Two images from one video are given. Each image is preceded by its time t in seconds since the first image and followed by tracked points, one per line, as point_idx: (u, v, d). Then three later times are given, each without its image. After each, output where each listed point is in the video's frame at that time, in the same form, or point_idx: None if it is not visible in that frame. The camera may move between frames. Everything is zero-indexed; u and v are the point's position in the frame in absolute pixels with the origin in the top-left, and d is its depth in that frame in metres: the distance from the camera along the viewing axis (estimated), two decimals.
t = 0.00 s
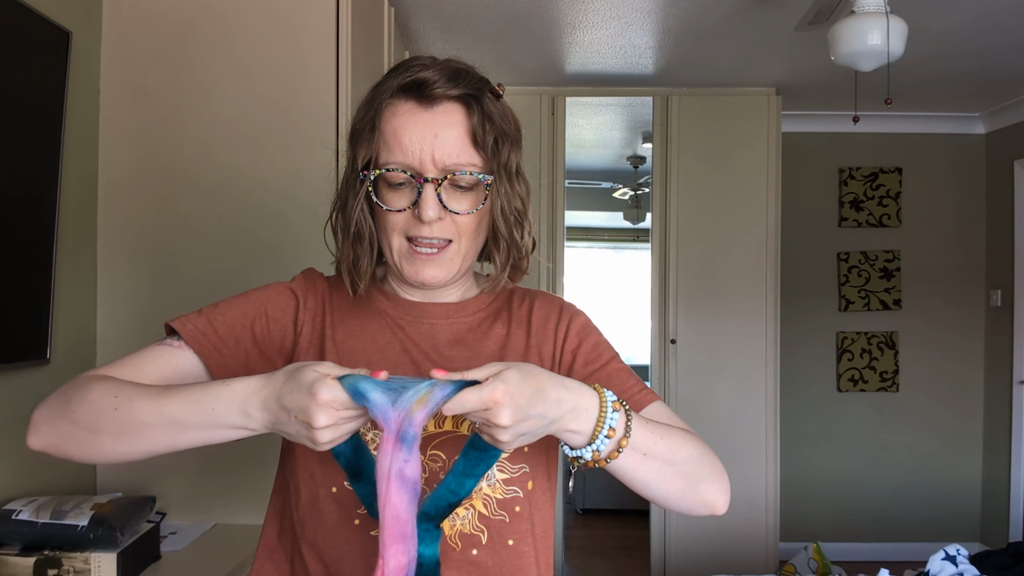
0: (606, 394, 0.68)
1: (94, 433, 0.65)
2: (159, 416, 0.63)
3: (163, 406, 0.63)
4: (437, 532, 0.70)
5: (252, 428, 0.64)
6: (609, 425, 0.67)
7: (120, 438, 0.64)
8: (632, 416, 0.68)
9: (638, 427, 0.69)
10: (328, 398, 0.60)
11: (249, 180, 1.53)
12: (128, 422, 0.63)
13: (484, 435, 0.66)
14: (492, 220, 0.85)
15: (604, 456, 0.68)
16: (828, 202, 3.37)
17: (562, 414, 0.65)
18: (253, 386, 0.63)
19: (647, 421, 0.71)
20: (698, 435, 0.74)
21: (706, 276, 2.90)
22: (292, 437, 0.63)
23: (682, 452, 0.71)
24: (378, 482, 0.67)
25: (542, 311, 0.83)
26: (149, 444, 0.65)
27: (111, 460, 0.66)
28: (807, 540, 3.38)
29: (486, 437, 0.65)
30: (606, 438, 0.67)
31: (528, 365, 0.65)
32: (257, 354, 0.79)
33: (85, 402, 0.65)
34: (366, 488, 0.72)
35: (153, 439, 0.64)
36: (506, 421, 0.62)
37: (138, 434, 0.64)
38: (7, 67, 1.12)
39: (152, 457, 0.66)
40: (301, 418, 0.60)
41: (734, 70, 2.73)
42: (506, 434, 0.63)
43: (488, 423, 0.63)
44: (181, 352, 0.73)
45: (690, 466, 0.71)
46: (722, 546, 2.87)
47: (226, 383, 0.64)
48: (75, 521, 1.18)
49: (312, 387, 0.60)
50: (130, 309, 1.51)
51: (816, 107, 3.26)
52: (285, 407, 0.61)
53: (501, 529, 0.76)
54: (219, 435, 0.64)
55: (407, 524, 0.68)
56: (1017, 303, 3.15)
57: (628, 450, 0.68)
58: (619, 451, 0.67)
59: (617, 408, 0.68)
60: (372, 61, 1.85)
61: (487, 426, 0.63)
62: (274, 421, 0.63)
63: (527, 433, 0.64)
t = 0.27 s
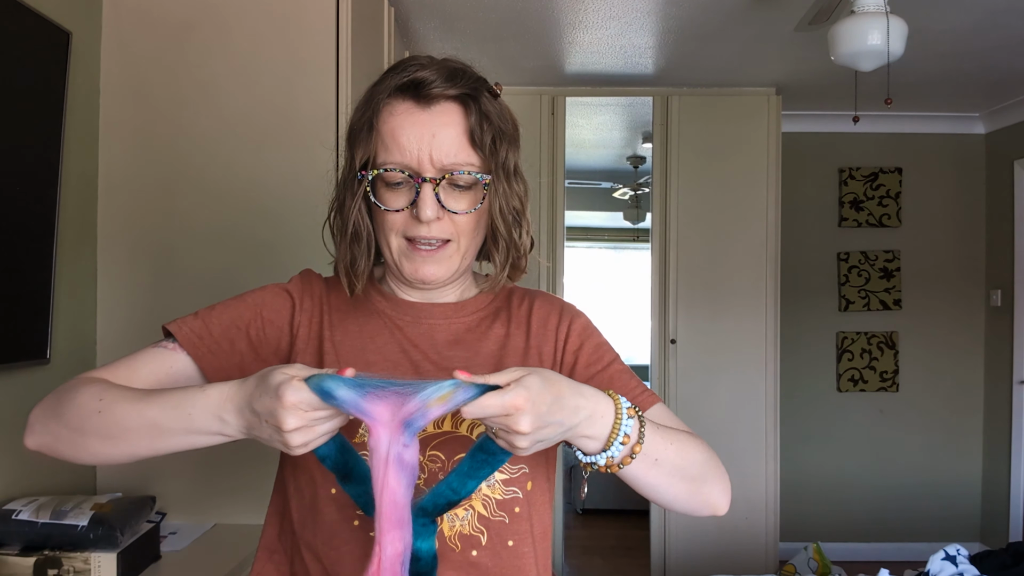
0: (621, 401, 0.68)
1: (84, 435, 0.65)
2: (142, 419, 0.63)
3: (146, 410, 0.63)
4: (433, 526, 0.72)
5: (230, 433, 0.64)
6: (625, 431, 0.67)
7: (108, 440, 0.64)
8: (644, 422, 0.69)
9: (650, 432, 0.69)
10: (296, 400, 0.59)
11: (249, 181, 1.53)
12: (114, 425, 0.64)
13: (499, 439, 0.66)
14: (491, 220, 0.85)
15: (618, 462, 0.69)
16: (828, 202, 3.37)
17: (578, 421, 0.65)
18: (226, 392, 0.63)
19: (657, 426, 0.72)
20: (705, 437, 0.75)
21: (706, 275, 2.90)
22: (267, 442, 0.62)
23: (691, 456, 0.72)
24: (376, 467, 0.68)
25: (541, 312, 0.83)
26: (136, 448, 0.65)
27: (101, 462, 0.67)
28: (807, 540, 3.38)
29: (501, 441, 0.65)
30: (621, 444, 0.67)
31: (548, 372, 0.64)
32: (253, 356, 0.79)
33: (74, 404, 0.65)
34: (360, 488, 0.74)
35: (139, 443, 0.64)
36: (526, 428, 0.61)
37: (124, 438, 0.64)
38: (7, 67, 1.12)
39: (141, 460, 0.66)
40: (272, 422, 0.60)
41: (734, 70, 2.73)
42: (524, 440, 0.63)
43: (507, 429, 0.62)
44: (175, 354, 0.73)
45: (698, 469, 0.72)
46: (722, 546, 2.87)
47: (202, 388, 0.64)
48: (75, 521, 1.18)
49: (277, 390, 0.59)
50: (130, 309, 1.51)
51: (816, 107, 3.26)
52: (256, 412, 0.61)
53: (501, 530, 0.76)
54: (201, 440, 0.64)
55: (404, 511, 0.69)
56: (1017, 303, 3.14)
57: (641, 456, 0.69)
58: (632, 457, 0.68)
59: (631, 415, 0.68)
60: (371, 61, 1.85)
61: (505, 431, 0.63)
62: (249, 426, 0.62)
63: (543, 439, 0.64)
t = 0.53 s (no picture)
0: (604, 455, 0.63)
1: (82, 436, 0.65)
2: (143, 419, 0.63)
3: (147, 410, 0.63)
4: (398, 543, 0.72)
5: (231, 436, 0.63)
6: (605, 487, 0.63)
7: (106, 441, 0.64)
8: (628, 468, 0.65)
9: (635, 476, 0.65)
10: (306, 393, 0.60)
11: (248, 181, 1.53)
12: (113, 426, 0.64)
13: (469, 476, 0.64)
14: (490, 221, 0.85)
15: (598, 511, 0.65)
16: (828, 202, 3.37)
17: (549, 484, 0.61)
18: (230, 391, 0.63)
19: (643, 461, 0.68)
20: (695, 457, 0.72)
21: (705, 275, 2.90)
22: (267, 443, 0.62)
23: (682, 486, 0.69)
24: (343, 485, 0.67)
25: (540, 312, 0.84)
26: (134, 450, 0.64)
27: (99, 464, 0.66)
28: (807, 540, 3.38)
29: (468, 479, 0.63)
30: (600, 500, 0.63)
31: (531, 434, 0.59)
32: (251, 356, 0.79)
33: (73, 405, 0.65)
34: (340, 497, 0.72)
35: (137, 445, 0.64)
36: (478, 490, 0.58)
37: (123, 439, 0.64)
38: (7, 67, 1.12)
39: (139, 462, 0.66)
40: (279, 415, 0.60)
41: (734, 70, 2.73)
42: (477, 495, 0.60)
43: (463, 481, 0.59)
44: (175, 355, 0.74)
45: (689, 496, 0.69)
46: (722, 546, 2.87)
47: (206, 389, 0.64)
48: (75, 521, 1.18)
49: (290, 380, 0.60)
50: (130, 309, 1.51)
51: (816, 107, 3.26)
52: (263, 407, 0.61)
53: (499, 530, 0.76)
54: (201, 442, 0.64)
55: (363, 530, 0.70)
56: (1017, 303, 3.14)
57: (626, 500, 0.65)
58: (614, 506, 0.65)
59: (615, 469, 0.63)
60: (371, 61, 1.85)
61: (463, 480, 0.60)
62: (251, 426, 0.62)
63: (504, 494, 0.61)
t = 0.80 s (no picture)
0: (556, 488, 0.64)
1: (84, 428, 0.64)
2: (148, 412, 0.63)
3: (153, 401, 0.63)
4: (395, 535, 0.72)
5: (238, 432, 0.63)
6: (554, 520, 0.64)
7: (108, 434, 0.64)
8: (583, 498, 0.65)
9: (591, 505, 0.66)
10: (336, 385, 0.61)
11: (248, 181, 1.53)
12: (116, 419, 0.63)
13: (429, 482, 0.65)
14: (492, 223, 0.85)
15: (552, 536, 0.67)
16: (828, 202, 3.37)
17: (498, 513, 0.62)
18: (245, 385, 0.63)
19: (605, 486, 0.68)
20: (668, 483, 0.71)
21: (705, 275, 2.90)
22: (280, 435, 0.61)
23: (647, 513, 0.68)
24: (354, 467, 0.61)
25: (540, 314, 0.83)
26: (135, 443, 0.64)
27: (99, 458, 0.66)
28: (807, 540, 3.38)
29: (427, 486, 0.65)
30: (549, 531, 0.65)
31: (484, 472, 0.60)
32: (252, 353, 0.79)
33: (79, 396, 0.65)
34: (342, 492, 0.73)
35: (139, 438, 0.63)
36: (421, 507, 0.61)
37: (126, 431, 0.63)
38: (7, 67, 1.12)
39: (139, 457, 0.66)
40: (303, 407, 0.60)
41: (734, 70, 2.73)
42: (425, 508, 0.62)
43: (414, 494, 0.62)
44: (178, 348, 0.73)
45: (655, 522, 0.69)
46: (721, 545, 2.87)
47: (216, 384, 0.64)
48: (75, 521, 1.18)
49: (322, 372, 0.61)
50: (130, 308, 1.51)
51: (816, 107, 3.26)
52: (285, 399, 0.61)
53: (498, 531, 0.76)
54: (204, 438, 0.63)
55: (371, 516, 0.63)
56: (1017, 303, 3.14)
57: (580, 528, 0.66)
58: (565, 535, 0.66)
59: (564, 505, 0.64)
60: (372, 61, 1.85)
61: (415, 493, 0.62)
62: (264, 419, 0.62)
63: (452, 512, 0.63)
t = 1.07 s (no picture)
0: (563, 439, 0.65)
1: (77, 436, 0.65)
2: (133, 429, 0.63)
3: (140, 419, 0.63)
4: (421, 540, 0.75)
5: (215, 458, 0.63)
6: (565, 471, 0.64)
7: (100, 443, 0.64)
8: (591, 459, 0.66)
9: (597, 468, 0.66)
10: (330, 437, 0.60)
11: (248, 182, 1.53)
12: (107, 429, 0.63)
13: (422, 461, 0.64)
14: (489, 223, 0.85)
15: (560, 500, 0.66)
16: (828, 202, 3.37)
17: (512, 460, 0.63)
18: (228, 415, 0.62)
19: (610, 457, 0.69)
20: (670, 466, 0.72)
21: (705, 275, 2.90)
22: (261, 470, 0.62)
23: (649, 490, 0.69)
24: (352, 424, 0.58)
25: (538, 314, 0.84)
26: (124, 454, 0.64)
27: (92, 463, 0.66)
28: (807, 540, 3.38)
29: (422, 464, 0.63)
30: (562, 484, 0.64)
31: (490, 407, 0.62)
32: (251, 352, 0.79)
33: (73, 402, 0.65)
34: (343, 503, 0.75)
35: (128, 450, 0.64)
36: (441, 456, 0.60)
37: (115, 443, 0.64)
38: (7, 68, 1.12)
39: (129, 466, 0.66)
40: (291, 454, 0.60)
41: (734, 70, 2.72)
42: (438, 468, 0.61)
43: (424, 451, 0.61)
44: (177, 350, 0.73)
45: (657, 502, 0.69)
46: (721, 545, 2.87)
47: (201, 408, 0.63)
48: (75, 521, 1.18)
49: (318, 423, 0.60)
50: (130, 308, 1.51)
51: (816, 107, 3.25)
52: (273, 442, 0.60)
53: (494, 530, 0.76)
54: (184, 458, 0.63)
55: (380, 472, 0.58)
56: (1017, 303, 3.14)
57: (586, 494, 0.66)
58: (575, 496, 0.66)
59: (575, 454, 0.65)
60: (371, 61, 1.85)
61: (423, 453, 0.61)
62: (243, 455, 0.61)
63: (464, 472, 0.62)
